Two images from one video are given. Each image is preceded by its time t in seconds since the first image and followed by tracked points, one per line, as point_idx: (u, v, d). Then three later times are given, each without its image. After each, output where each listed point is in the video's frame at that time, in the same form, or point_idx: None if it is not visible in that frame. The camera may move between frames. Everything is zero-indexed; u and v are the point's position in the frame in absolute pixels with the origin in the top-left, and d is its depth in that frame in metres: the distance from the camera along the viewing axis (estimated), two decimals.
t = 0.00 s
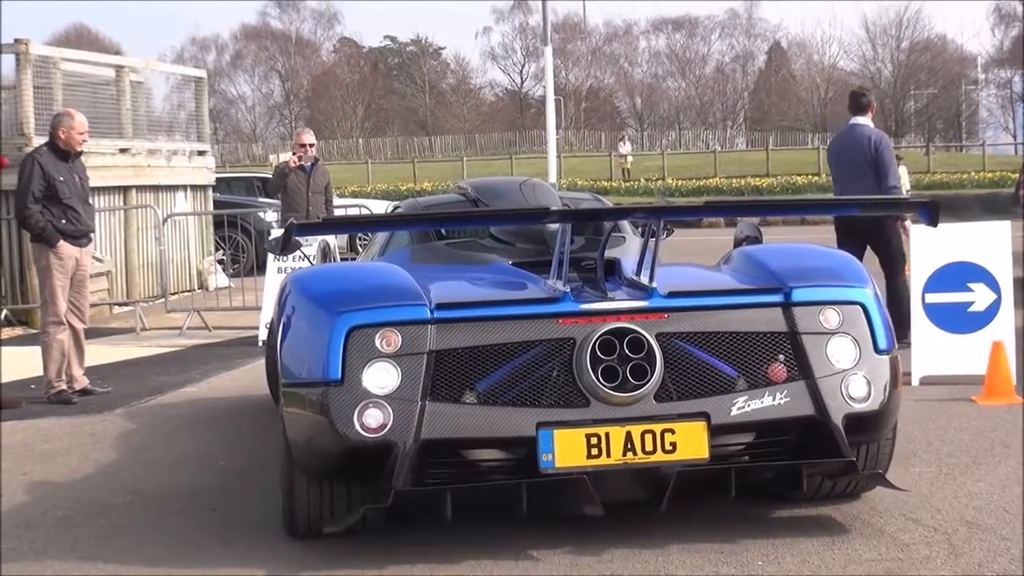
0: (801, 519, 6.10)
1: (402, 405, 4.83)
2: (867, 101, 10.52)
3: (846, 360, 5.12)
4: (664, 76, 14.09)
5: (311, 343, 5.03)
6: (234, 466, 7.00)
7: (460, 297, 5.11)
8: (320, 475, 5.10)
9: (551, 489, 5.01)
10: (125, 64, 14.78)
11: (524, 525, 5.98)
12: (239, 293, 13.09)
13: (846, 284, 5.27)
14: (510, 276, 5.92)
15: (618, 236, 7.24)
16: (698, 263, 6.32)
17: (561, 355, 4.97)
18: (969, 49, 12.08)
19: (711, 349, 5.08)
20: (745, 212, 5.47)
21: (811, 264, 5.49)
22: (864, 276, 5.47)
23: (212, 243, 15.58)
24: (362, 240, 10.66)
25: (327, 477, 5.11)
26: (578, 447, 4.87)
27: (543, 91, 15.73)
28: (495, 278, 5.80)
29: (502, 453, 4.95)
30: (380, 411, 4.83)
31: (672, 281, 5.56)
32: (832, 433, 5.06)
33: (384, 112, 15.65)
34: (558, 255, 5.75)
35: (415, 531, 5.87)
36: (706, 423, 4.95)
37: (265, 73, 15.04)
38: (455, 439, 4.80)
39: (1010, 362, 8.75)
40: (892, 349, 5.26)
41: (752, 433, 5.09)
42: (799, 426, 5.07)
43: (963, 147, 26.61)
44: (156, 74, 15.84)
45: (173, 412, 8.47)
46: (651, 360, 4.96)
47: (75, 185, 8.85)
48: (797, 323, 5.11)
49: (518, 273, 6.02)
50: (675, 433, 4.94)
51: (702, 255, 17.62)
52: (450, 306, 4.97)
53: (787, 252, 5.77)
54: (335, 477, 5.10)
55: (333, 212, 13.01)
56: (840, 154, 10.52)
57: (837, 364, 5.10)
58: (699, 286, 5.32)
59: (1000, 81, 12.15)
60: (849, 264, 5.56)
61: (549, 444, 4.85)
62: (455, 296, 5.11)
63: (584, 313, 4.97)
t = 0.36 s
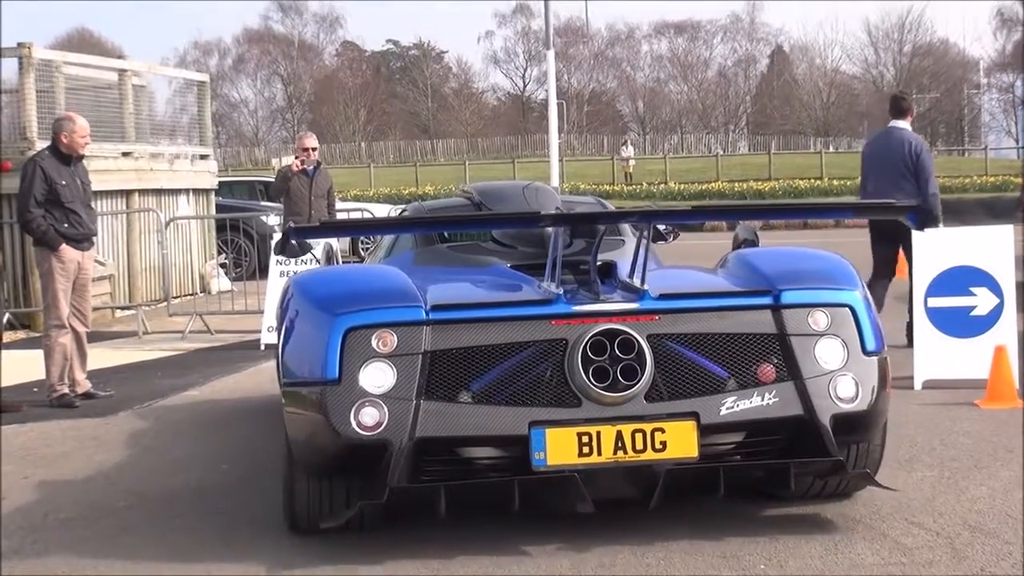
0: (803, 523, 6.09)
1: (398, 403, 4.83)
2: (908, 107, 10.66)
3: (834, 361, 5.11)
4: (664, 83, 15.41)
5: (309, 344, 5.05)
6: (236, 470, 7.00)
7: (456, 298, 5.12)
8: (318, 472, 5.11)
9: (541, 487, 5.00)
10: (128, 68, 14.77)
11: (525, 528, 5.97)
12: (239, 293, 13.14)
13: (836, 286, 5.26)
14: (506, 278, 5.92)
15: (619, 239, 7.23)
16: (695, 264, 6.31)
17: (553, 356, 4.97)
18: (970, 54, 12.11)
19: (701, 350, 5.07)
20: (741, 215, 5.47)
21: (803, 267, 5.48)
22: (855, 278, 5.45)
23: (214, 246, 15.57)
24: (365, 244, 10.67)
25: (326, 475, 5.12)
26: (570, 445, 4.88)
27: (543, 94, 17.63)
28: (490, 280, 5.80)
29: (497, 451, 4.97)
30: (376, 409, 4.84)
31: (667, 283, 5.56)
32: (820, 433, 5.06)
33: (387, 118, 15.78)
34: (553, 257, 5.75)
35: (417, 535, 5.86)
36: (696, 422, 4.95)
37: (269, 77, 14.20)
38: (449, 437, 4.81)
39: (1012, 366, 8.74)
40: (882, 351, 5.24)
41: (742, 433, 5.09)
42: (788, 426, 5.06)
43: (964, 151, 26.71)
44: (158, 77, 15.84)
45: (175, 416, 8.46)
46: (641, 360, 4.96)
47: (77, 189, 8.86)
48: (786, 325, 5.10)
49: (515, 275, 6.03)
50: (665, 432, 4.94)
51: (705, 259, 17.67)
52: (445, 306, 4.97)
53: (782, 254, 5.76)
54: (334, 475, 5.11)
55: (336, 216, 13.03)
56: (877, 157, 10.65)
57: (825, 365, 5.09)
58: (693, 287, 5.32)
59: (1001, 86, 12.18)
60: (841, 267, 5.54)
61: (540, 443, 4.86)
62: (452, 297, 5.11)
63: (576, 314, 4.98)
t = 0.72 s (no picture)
0: (805, 528, 6.11)
1: (390, 400, 5.11)
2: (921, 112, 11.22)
3: (814, 360, 5.35)
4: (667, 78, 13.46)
5: (307, 341, 5.31)
6: (241, 474, 7.06)
7: (448, 297, 5.37)
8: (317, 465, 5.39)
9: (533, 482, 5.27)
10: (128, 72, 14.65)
11: (528, 530, 6.03)
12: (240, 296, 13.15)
13: (818, 287, 5.48)
14: (503, 274, 6.14)
15: (618, 241, 7.24)
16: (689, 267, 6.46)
17: (541, 355, 5.23)
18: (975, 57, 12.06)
19: (687, 349, 5.32)
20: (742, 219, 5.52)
21: (789, 267, 5.69)
22: (840, 280, 5.65)
23: (216, 251, 15.58)
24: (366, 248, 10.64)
25: (326, 467, 5.40)
26: (556, 441, 5.15)
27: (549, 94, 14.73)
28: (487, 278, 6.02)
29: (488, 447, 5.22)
30: (369, 406, 5.12)
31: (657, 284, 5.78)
32: (799, 430, 5.31)
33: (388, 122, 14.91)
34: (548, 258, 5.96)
35: (420, 538, 5.88)
36: (678, 419, 5.20)
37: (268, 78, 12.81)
38: (440, 433, 5.09)
39: (1013, 370, 8.71)
40: (863, 350, 5.47)
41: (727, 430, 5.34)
42: (769, 422, 5.32)
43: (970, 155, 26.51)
44: (158, 81, 15.73)
45: (177, 420, 8.47)
46: (625, 359, 5.21)
47: (78, 193, 8.87)
48: (767, 325, 5.34)
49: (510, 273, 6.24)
50: (648, 428, 5.19)
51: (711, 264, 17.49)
52: (436, 308, 5.22)
53: (772, 254, 5.97)
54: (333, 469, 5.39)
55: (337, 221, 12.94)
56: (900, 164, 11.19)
57: (805, 364, 5.33)
58: (681, 287, 5.55)
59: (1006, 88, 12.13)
60: (827, 267, 5.74)
61: (528, 438, 5.14)
62: (444, 297, 5.37)
63: (564, 315, 5.23)
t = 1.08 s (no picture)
0: (805, 533, 6.10)
1: (382, 395, 5.18)
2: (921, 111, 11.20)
3: (789, 358, 5.36)
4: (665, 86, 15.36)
5: (304, 339, 5.39)
6: (243, 480, 7.04)
7: (441, 297, 5.44)
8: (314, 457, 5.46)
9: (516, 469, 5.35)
10: (130, 76, 14.78)
11: (529, 536, 6.02)
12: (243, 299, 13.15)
13: (796, 287, 5.49)
14: (496, 275, 6.20)
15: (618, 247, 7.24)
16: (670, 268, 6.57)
17: (526, 352, 5.28)
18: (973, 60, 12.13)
19: (666, 346, 5.35)
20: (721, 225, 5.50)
21: (770, 267, 5.70)
22: (820, 280, 5.66)
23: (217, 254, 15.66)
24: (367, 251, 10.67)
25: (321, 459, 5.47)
26: (539, 433, 5.20)
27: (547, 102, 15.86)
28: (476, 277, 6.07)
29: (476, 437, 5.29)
30: (362, 400, 5.19)
31: (641, 283, 5.81)
32: (775, 425, 5.33)
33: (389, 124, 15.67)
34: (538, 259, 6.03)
35: (421, 544, 5.87)
36: (657, 413, 5.25)
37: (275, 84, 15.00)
38: (431, 426, 5.16)
39: (1014, 372, 8.72)
40: (839, 348, 5.48)
41: (707, 424, 5.38)
42: (746, 417, 5.34)
43: (968, 157, 26.68)
44: (161, 85, 15.84)
45: (177, 424, 8.46)
46: (605, 356, 5.26)
47: (79, 198, 8.86)
48: (744, 324, 5.35)
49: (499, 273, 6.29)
50: (629, 421, 5.25)
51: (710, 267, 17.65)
52: (428, 306, 5.29)
53: (756, 255, 5.97)
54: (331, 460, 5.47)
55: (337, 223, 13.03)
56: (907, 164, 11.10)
57: (780, 361, 5.34)
58: (663, 287, 5.58)
59: (1004, 91, 12.19)
60: (809, 267, 5.74)
61: (512, 431, 5.19)
62: (436, 296, 5.44)
63: (547, 313, 5.27)
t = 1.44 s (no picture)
0: (805, 535, 6.11)
1: (377, 386, 5.54)
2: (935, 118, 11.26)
3: (762, 354, 5.62)
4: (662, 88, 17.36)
5: (308, 335, 5.78)
6: (244, 486, 7.06)
7: (436, 296, 5.79)
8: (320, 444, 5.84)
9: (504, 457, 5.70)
10: (131, 80, 14.79)
11: (531, 540, 6.06)
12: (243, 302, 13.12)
13: (770, 288, 5.76)
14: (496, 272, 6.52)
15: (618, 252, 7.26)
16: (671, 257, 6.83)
17: (513, 347, 5.61)
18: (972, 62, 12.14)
19: (646, 342, 5.64)
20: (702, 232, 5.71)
21: (751, 268, 5.97)
22: (797, 281, 5.92)
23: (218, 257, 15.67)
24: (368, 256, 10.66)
25: (325, 447, 5.84)
26: (523, 424, 5.54)
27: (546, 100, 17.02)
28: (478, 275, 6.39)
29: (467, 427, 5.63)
30: (358, 391, 5.56)
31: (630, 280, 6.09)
32: (747, 417, 5.59)
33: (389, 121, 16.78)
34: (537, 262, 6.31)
35: (422, 548, 5.90)
36: (635, 405, 5.55)
37: (274, 86, 16.87)
38: (421, 416, 5.51)
39: (1015, 375, 8.73)
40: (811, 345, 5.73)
41: (685, 416, 5.66)
42: (720, 410, 5.61)
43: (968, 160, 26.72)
44: (161, 89, 15.85)
45: (179, 428, 8.47)
46: (586, 351, 5.57)
47: (79, 201, 8.86)
48: (719, 322, 5.62)
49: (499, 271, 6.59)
50: (609, 413, 5.55)
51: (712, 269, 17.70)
52: (422, 305, 5.65)
53: (743, 257, 6.23)
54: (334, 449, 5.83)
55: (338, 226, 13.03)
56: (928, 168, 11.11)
57: (753, 357, 5.60)
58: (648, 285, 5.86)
59: (1004, 93, 12.21)
60: (789, 269, 6.01)
61: (498, 422, 5.53)
62: (432, 296, 5.79)
63: (532, 311, 5.59)
